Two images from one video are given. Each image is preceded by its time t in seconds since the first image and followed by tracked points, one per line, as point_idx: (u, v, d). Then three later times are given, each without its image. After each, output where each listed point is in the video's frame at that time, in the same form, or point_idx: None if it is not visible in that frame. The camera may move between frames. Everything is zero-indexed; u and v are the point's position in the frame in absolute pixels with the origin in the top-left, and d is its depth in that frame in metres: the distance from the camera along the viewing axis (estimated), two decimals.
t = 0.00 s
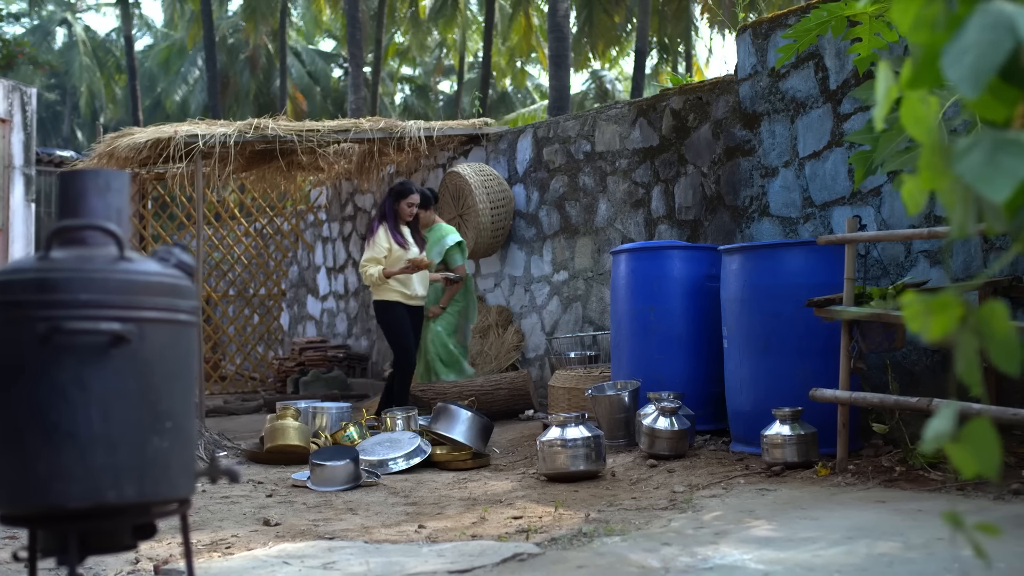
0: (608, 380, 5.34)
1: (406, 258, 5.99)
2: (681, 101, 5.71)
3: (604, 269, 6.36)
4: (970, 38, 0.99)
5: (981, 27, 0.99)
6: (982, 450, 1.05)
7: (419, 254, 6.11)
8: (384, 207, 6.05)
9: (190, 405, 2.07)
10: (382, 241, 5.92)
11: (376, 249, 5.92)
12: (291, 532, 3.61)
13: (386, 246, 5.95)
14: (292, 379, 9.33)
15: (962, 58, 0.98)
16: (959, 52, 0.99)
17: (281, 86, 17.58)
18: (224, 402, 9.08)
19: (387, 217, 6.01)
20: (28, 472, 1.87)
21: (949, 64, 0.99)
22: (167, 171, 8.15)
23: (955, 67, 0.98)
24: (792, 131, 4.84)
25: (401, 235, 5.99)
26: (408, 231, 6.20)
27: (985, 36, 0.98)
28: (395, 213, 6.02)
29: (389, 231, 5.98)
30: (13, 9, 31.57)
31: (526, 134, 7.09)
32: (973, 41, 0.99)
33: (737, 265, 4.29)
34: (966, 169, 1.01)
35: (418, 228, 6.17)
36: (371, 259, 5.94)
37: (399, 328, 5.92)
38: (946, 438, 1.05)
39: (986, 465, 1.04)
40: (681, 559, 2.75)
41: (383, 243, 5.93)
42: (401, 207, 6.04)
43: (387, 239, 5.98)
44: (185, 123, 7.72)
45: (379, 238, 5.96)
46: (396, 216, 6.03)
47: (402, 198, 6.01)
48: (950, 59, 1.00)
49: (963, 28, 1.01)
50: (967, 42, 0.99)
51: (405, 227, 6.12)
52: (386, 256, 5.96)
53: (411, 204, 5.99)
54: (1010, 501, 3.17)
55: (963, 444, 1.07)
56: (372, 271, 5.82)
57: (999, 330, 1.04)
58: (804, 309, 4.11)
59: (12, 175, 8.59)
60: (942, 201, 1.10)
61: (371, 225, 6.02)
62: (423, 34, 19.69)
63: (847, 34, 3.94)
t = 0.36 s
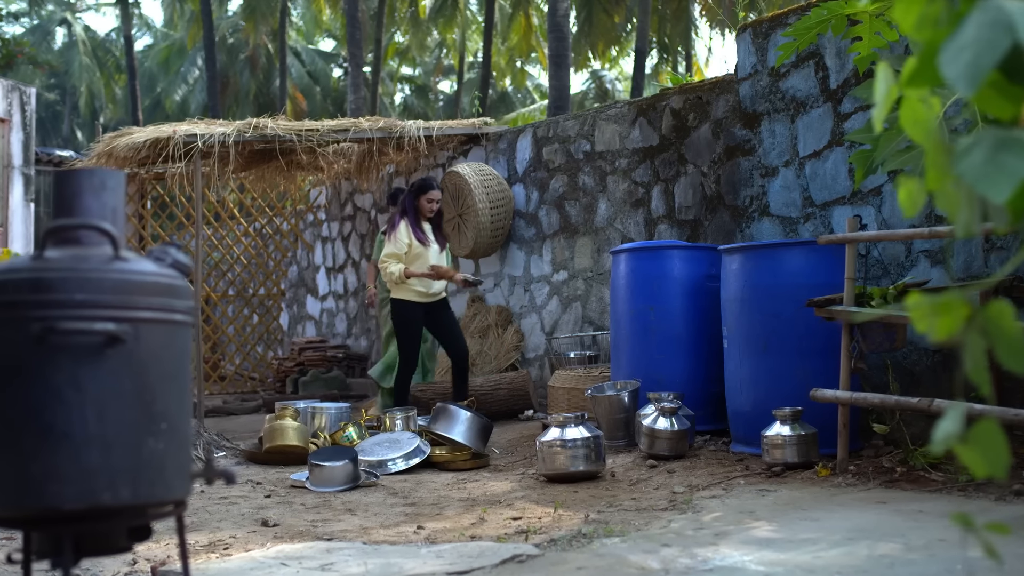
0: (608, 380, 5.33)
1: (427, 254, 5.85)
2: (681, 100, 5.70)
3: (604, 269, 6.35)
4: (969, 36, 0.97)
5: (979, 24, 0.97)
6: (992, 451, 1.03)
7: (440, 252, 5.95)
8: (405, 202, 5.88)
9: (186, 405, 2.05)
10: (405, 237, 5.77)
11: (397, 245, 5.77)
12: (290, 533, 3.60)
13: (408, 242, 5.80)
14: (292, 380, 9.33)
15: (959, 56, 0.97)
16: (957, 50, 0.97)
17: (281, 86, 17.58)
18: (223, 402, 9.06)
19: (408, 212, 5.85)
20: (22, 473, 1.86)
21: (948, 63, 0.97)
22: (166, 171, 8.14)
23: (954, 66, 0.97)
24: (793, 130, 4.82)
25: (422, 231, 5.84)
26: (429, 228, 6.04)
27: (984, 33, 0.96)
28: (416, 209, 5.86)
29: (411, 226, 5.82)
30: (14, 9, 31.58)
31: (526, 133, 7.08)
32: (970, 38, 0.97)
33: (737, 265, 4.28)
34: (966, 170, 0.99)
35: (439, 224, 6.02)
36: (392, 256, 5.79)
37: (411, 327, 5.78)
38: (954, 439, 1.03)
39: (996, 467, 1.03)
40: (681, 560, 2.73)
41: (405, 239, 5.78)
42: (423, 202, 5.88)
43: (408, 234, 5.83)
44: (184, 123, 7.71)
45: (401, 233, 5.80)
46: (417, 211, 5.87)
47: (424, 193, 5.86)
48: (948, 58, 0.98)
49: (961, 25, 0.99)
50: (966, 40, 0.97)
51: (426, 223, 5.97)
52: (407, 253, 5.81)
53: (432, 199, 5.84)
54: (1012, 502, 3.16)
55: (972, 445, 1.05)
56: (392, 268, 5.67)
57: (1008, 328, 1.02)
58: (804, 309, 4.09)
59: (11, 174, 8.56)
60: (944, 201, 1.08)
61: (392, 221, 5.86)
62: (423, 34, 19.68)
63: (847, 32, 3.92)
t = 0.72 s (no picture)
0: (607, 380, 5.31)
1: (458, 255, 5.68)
2: (681, 100, 5.68)
3: (603, 269, 6.33)
4: (980, 34, 0.96)
5: (991, 22, 0.95)
6: (1017, 454, 1.02)
7: (475, 251, 5.75)
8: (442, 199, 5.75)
9: (182, 407, 2.04)
10: (433, 237, 5.66)
11: (427, 245, 5.69)
12: (288, 534, 3.58)
13: (438, 241, 5.69)
14: (291, 380, 9.33)
15: (972, 55, 0.95)
16: (969, 49, 0.96)
17: (281, 86, 17.57)
18: (223, 402, 9.05)
19: (441, 210, 5.70)
20: (16, 476, 1.84)
21: (961, 62, 0.96)
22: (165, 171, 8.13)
23: (966, 65, 0.95)
24: (793, 130, 4.81)
25: (454, 231, 5.67)
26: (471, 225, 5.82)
27: (995, 32, 0.95)
28: (450, 207, 5.69)
29: (443, 225, 5.67)
30: (14, 8, 31.60)
31: (526, 133, 7.06)
32: (982, 37, 0.95)
33: (737, 265, 4.26)
34: (976, 172, 0.98)
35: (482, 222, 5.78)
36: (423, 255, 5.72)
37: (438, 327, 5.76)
38: (978, 441, 1.01)
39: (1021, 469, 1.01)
40: (681, 562, 2.72)
41: (434, 238, 5.67)
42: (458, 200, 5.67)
43: (441, 233, 5.70)
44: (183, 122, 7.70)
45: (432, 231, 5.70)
46: (452, 209, 5.69)
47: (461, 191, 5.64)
48: (959, 57, 0.97)
49: (972, 24, 0.98)
50: (977, 39, 0.96)
51: (465, 222, 5.75)
52: (438, 252, 5.71)
53: (465, 199, 5.61)
54: (1014, 504, 3.14)
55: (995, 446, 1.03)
56: (420, 273, 5.63)
57: None
58: (805, 309, 4.07)
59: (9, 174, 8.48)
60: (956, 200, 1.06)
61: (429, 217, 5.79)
62: (423, 34, 19.69)
63: (848, 32, 3.91)
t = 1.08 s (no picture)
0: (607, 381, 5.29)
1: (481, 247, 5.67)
2: (681, 99, 5.66)
3: (603, 270, 6.31)
4: (976, 31, 0.94)
5: (986, 19, 0.94)
6: (1014, 454, 1.00)
7: (499, 244, 5.75)
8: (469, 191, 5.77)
9: (178, 408, 2.02)
10: (458, 226, 5.66)
11: (451, 235, 5.69)
12: (287, 535, 3.56)
13: (462, 232, 5.69)
14: (291, 381, 9.31)
15: (967, 52, 0.94)
16: (965, 47, 0.94)
17: (281, 86, 17.54)
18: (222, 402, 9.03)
19: (468, 201, 5.72)
20: (10, 477, 1.83)
21: (956, 59, 0.94)
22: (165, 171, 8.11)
23: (962, 62, 0.94)
24: (793, 129, 4.79)
25: (479, 222, 5.67)
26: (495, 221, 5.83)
27: (991, 28, 0.93)
28: (477, 199, 5.70)
29: (468, 215, 5.68)
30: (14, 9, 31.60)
31: (525, 133, 7.04)
32: (978, 34, 0.94)
33: (737, 265, 4.25)
34: (973, 170, 0.96)
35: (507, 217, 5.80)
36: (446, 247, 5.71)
37: (476, 324, 5.61)
38: (974, 442, 0.99)
39: (1018, 469, 1.00)
40: (681, 563, 2.70)
41: (458, 228, 5.67)
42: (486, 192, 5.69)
43: (465, 224, 5.70)
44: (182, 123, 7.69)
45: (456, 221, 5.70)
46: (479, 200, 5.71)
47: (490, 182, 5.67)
48: (955, 54, 0.95)
49: (969, 22, 0.96)
50: (973, 37, 0.94)
51: (489, 216, 5.77)
52: (460, 243, 5.70)
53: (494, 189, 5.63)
54: (1016, 505, 3.13)
55: (991, 447, 1.02)
56: (442, 263, 5.61)
57: None
58: (805, 309, 4.06)
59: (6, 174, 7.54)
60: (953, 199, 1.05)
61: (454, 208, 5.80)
62: (422, 34, 19.71)
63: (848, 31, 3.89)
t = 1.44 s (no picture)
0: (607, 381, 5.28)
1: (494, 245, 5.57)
2: (681, 99, 5.65)
3: (603, 270, 6.30)
4: (977, 29, 0.93)
5: (987, 19, 0.92)
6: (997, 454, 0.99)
7: (513, 242, 5.64)
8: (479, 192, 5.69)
9: (174, 409, 2.01)
10: (468, 227, 5.58)
11: (462, 237, 5.61)
12: (285, 536, 3.55)
13: (473, 233, 5.60)
14: (290, 381, 9.30)
15: (967, 51, 0.92)
16: (965, 45, 0.93)
17: (281, 86, 17.49)
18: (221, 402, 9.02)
19: (479, 201, 5.63)
20: (5, 478, 1.82)
21: (955, 57, 0.93)
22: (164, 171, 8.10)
23: (961, 60, 0.92)
24: (794, 129, 4.78)
25: (490, 221, 5.58)
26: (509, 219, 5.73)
27: (993, 28, 0.92)
28: (488, 198, 5.62)
29: (478, 216, 5.60)
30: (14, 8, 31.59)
31: (525, 133, 7.03)
32: (977, 33, 0.92)
33: (737, 265, 4.24)
34: (971, 168, 0.95)
35: (521, 215, 5.69)
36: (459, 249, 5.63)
37: (485, 327, 5.55)
38: (959, 442, 0.98)
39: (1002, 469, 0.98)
40: (681, 565, 2.69)
41: (469, 229, 5.59)
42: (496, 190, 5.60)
43: (476, 224, 5.62)
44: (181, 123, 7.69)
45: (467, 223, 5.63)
46: (490, 200, 5.62)
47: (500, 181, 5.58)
48: (955, 52, 0.93)
49: (969, 20, 0.95)
50: (973, 34, 0.93)
51: (502, 214, 5.67)
52: (473, 244, 5.61)
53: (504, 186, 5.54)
54: (1016, 505, 3.11)
55: (976, 448, 1.01)
56: (454, 265, 5.51)
57: (1012, 331, 0.97)
58: (805, 309, 4.05)
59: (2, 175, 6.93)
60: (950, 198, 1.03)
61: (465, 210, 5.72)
62: (422, 33, 19.70)
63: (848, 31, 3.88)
